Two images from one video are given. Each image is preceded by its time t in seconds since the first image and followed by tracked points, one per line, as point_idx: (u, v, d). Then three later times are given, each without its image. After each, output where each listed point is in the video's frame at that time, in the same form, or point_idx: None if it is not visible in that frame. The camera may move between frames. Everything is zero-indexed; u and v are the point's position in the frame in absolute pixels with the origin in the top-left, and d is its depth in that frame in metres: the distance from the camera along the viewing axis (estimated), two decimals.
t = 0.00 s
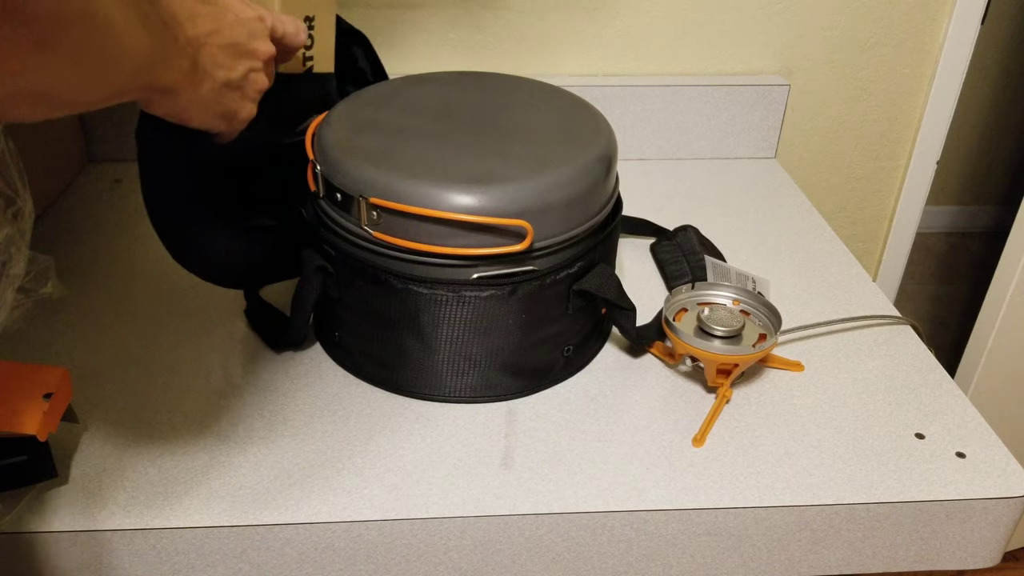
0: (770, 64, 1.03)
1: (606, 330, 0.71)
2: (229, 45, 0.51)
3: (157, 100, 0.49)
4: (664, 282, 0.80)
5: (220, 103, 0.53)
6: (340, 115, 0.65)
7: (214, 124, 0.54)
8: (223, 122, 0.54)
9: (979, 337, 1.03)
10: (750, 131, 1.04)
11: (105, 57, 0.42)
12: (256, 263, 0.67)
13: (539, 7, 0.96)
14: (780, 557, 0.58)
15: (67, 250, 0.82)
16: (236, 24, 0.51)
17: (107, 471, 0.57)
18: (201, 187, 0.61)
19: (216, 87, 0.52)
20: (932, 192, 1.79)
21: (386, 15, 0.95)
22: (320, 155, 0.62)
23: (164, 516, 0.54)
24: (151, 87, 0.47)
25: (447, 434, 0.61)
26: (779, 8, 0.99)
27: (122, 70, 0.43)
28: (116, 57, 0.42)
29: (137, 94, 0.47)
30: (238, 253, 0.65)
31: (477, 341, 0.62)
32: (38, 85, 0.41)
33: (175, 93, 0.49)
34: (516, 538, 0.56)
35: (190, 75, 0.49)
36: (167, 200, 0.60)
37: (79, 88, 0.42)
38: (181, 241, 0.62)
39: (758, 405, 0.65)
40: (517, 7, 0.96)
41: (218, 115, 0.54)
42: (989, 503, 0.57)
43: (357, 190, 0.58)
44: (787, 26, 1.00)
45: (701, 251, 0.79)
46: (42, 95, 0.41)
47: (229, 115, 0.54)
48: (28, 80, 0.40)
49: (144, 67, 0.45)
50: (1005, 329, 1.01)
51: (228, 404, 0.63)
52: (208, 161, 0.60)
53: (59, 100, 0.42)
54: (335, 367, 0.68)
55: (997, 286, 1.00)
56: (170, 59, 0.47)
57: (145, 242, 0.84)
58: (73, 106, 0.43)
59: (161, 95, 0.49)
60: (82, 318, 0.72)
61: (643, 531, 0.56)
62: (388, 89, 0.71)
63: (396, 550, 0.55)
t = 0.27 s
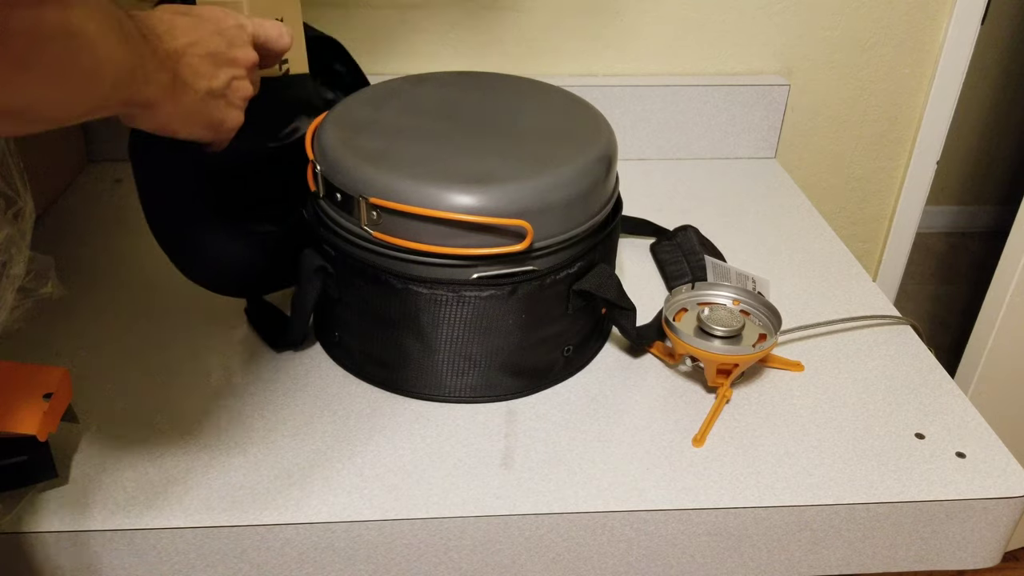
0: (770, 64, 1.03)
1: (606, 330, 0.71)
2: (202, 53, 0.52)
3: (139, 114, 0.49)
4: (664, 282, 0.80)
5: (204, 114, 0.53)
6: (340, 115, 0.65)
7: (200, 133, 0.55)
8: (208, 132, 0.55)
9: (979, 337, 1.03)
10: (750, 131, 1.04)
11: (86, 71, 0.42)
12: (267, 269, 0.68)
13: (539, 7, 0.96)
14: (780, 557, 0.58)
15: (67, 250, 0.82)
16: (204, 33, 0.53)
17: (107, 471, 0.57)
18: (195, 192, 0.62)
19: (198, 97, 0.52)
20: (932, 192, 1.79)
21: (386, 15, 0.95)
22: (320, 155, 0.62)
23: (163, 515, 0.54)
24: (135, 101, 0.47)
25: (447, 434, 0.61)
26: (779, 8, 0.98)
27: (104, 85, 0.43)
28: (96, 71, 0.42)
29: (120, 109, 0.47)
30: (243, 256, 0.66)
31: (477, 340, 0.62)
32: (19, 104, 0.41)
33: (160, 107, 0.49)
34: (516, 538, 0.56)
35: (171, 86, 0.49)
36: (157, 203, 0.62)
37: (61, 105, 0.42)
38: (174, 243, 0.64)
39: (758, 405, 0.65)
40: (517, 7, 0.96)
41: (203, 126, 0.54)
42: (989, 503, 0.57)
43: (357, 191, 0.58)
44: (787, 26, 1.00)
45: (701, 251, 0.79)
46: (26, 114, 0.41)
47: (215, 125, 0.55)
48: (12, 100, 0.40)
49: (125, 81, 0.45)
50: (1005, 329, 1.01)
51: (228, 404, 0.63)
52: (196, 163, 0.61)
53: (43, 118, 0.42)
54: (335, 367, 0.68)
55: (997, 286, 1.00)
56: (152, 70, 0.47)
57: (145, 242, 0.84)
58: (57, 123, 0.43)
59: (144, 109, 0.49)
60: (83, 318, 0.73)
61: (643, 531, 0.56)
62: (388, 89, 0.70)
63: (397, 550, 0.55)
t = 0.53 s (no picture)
0: (770, 64, 1.03)
1: (606, 330, 0.71)
2: (206, 55, 0.52)
3: (143, 116, 0.49)
4: (664, 282, 0.80)
5: (208, 116, 0.53)
6: (340, 115, 0.65)
7: (206, 138, 0.54)
8: (214, 135, 0.54)
9: (979, 337, 1.03)
10: (750, 131, 1.04)
11: (89, 74, 0.42)
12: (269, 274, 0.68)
13: (539, 7, 0.96)
14: (780, 557, 0.58)
15: (67, 250, 0.82)
16: (207, 35, 0.53)
17: (107, 471, 0.57)
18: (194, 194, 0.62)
19: (202, 100, 0.52)
20: (932, 192, 1.79)
21: (386, 15, 0.95)
22: (320, 155, 0.62)
23: (162, 515, 0.54)
24: (138, 103, 0.47)
25: (447, 434, 0.61)
26: (780, 7, 0.98)
27: (107, 88, 0.43)
28: (99, 74, 0.42)
29: (124, 112, 0.47)
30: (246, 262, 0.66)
31: (477, 340, 0.62)
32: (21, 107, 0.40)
33: (163, 109, 0.49)
34: (516, 538, 0.56)
35: (174, 88, 0.49)
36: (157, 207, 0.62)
37: (64, 108, 0.42)
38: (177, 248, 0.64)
39: (758, 405, 0.65)
40: (517, 7, 0.96)
41: (209, 129, 0.53)
42: (989, 503, 0.57)
43: (357, 191, 0.58)
44: (787, 25, 1.00)
45: (701, 251, 0.79)
46: (29, 118, 0.41)
47: (220, 128, 0.54)
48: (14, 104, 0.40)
49: (129, 84, 0.45)
50: (1005, 329, 1.01)
51: (228, 404, 0.63)
52: (194, 166, 0.62)
53: (46, 122, 0.42)
54: (335, 367, 0.68)
55: (997, 286, 1.00)
56: (154, 71, 0.47)
57: (145, 242, 0.84)
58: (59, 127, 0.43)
59: (148, 111, 0.48)
60: (83, 318, 0.73)
61: (643, 531, 0.56)
62: (388, 89, 0.70)
63: (397, 550, 0.55)
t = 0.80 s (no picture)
0: (770, 63, 1.03)
1: (606, 330, 0.71)
2: (221, 60, 0.53)
3: (158, 120, 0.50)
4: (664, 282, 0.80)
5: (222, 120, 0.54)
6: (339, 115, 0.65)
7: (220, 141, 0.55)
8: (227, 138, 0.55)
9: (979, 338, 1.03)
10: (750, 131, 1.04)
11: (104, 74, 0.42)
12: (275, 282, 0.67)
13: (539, 7, 0.96)
14: (780, 557, 0.58)
15: (67, 251, 0.82)
16: (223, 40, 0.54)
17: (107, 471, 0.57)
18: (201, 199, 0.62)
19: (216, 104, 0.53)
20: (932, 192, 1.79)
21: (386, 15, 0.95)
22: (320, 155, 0.62)
23: (163, 517, 0.54)
24: (153, 108, 0.48)
25: (447, 434, 0.61)
26: (780, 7, 0.98)
27: (120, 89, 0.43)
28: (113, 73, 0.42)
29: (139, 115, 0.47)
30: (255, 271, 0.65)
31: (477, 341, 0.62)
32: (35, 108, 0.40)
33: (178, 113, 0.50)
34: (516, 538, 0.56)
35: (189, 92, 0.50)
36: (164, 213, 0.61)
37: (78, 107, 0.42)
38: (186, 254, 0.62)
39: (758, 405, 0.65)
40: (517, 7, 0.96)
41: (222, 132, 0.55)
42: (989, 503, 0.57)
43: (357, 191, 0.58)
44: (787, 25, 1.00)
45: (701, 251, 0.79)
46: (44, 120, 0.42)
47: (234, 131, 0.56)
48: (29, 102, 0.40)
49: (143, 84, 0.45)
50: (1005, 329, 1.01)
51: (228, 404, 0.63)
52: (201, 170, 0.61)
53: (60, 120, 0.42)
54: (334, 367, 0.68)
55: (997, 286, 1.00)
56: (171, 76, 0.48)
57: (145, 242, 0.84)
58: (71, 127, 0.43)
59: (163, 115, 0.49)
60: (83, 318, 0.72)
61: (643, 531, 0.56)
62: (387, 89, 0.71)
63: (397, 550, 0.55)
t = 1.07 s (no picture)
0: (770, 63, 1.03)
1: (606, 329, 0.71)
2: (226, 66, 0.55)
3: (165, 125, 0.51)
4: (664, 282, 0.80)
5: (227, 125, 0.55)
6: (340, 115, 0.65)
7: (224, 146, 0.56)
8: (231, 143, 0.57)
9: (979, 338, 1.03)
10: (750, 131, 1.04)
11: (105, 83, 0.42)
12: (276, 283, 0.67)
13: (539, 7, 0.96)
14: (780, 557, 0.58)
15: (67, 251, 0.82)
16: (228, 46, 0.55)
17: (107, 471, 0.57)
18: (204, 208, 0.61)
19: (222, 110, 0.54)
20: (932, 192, 1.79)
21: (386, 15, 0.95)
22: (320, 155, 0.62)
23: (164, 518, 0.54)
24: (160, 113, 0.49)
25: (447, 434, 0.61)
26: (780, 7, 0.98)
27: (126, 95, 0.44)
28: (118, 81, 0.43)
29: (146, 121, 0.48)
30: (254, 273, 0.65)
31: (477, 340, 0.62)
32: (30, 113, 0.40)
33: (184, 117, 0.51)
34: (516, 538, 0.56)
35: (195, 99, 0.51)
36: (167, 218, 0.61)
37: (84, 112, 0.42)
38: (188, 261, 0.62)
39: (758, 405, 0.65)
40: (516, 7, 0.96)
41: (226, 138, 0.56)
42: (989, 503, 0.57)
43: (358, 191, 0.58)
44: (787, 25, 1.00)
45: (701, 251, 0.79)
46: (51, 126, 0.42)
47: (239, 136, 0.57)
48: (30, 108, 0.40)
49: (147, 92, 0.45)
50: (1005, 329, 1.01)
51: (228, 405, 0.63)
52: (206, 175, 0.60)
53: (59, 126, 0.42)
54: (334, 367, 0.68)
55: (997, 286, 1.00)
56: (177, 83, 0.49)
57: (145, 242, 0.84)
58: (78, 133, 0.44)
59: (169, 120, 0.50)
60: (83, 318, 0.73)
61: (643, 531, 0.56)
62: (387, 89, 0.71)
63: (397, 550, 0.55)
